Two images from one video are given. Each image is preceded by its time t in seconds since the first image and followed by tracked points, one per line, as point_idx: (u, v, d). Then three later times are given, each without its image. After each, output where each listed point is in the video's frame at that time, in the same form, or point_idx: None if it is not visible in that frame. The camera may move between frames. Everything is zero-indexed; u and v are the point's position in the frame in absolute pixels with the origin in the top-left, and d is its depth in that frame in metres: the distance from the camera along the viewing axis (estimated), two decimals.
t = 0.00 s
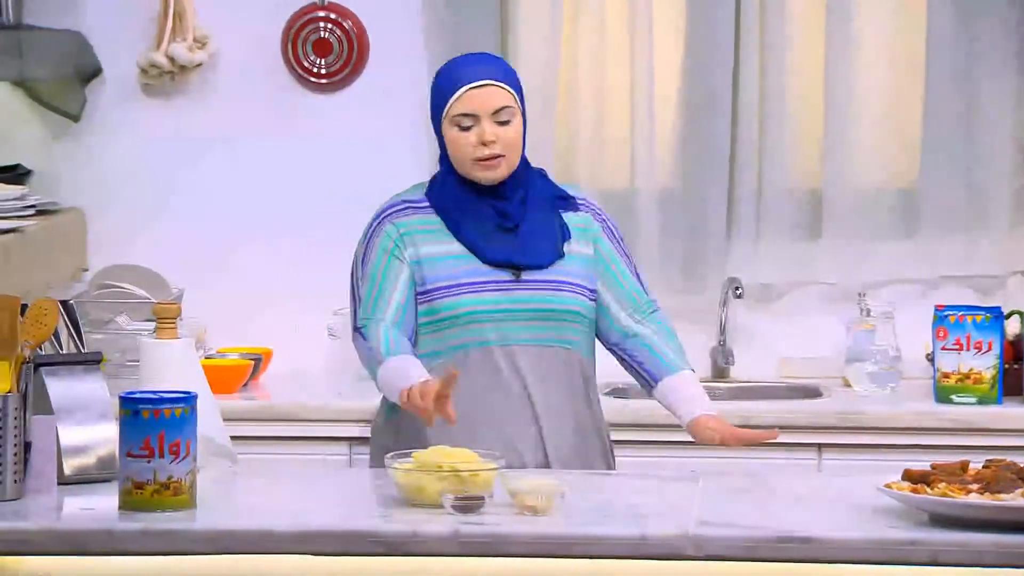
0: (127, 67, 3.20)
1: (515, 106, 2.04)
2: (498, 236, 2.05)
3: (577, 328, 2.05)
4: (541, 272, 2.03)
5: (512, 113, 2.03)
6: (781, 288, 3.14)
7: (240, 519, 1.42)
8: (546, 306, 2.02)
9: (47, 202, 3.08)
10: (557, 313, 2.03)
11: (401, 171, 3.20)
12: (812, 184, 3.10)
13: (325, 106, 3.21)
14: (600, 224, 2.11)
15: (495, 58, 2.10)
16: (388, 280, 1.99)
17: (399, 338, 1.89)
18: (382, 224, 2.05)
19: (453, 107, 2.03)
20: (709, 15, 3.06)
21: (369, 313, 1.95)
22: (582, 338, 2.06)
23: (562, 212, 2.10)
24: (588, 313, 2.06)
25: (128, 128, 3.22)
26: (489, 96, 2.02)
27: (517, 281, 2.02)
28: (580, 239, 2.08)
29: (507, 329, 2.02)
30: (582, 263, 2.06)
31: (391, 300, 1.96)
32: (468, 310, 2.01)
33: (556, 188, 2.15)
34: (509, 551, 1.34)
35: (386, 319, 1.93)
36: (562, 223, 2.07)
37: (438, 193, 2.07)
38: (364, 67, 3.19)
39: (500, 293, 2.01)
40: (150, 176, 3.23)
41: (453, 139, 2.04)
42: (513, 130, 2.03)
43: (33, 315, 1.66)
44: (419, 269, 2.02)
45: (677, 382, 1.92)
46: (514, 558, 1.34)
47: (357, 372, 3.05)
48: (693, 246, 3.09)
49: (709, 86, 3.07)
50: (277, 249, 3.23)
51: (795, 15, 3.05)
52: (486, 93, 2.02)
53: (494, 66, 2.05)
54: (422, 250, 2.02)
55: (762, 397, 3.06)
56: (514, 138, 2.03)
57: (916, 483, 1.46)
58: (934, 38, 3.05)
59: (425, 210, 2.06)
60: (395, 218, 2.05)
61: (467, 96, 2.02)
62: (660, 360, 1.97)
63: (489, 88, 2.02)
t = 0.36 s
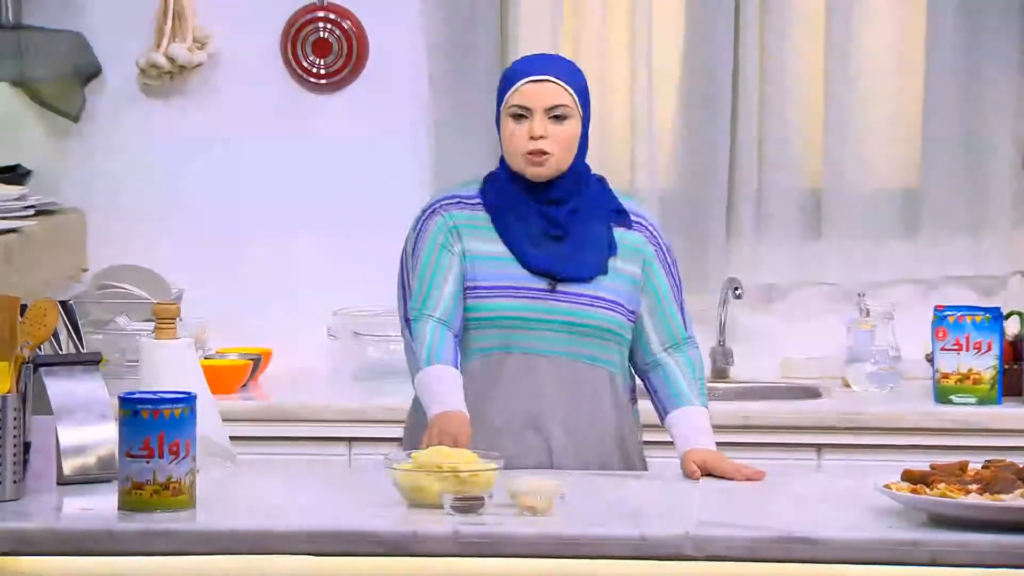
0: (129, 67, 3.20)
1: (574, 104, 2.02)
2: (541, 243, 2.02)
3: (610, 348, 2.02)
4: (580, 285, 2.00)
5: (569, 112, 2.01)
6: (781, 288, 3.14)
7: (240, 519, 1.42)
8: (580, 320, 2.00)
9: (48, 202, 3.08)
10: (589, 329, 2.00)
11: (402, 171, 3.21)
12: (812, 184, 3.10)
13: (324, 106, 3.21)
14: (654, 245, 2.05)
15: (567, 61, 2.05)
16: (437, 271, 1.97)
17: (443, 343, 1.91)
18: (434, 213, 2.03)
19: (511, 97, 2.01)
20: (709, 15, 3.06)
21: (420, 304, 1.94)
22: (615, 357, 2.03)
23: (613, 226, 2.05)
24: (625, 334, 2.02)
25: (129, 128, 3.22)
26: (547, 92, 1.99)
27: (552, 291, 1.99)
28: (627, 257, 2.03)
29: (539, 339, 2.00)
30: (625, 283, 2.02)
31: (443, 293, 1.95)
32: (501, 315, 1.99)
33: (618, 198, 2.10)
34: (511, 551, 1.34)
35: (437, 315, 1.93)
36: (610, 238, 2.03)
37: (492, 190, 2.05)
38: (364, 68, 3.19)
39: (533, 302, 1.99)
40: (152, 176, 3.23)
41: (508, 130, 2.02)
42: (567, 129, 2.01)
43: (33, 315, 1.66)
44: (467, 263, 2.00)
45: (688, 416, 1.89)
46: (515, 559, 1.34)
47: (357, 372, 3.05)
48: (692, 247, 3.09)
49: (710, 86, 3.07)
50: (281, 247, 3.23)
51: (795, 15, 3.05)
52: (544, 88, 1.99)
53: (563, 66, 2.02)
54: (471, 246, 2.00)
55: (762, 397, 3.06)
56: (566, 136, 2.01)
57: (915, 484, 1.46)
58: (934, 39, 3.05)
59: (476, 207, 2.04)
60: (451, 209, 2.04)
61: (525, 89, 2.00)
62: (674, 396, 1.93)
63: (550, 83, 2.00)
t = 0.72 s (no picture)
0: (118, 67, 3.20)
1: (609, 121, 2.00)
2: (561, 253, 2.01)
3: (624, 363, 2.01)
4: (596, 300, 1.98)
5: (602, 128, 1.99)
6: (771, 288, 3.14)
7: (230, 519, 1.42)
8: (594, 334, 1.99)
9: (37, 202, 3.08)
10: (603, 343, 1.99)
11: (394, 172, 3.21)
12: (802, 184, 3.10)
13: (313, 106, 3.21)
14: (682, 265, 2.02)
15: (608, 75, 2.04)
16: (456, 271, 1.98)
17: (451, 343, 1.92)
18: (460, 213, 2.04)
19: (546, 108, 2.00)
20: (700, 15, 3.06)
21: (435, 302, 1.95)
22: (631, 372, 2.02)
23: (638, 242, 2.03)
24: (642, 351, 2.01)
25: (120, 128, 3.21)
26: (582, 107, 1.98)
27: (566, 302, 1.98)
28: (650, 275, 2.01)
29: (549, 349, 2.00)
30: (645, 301, 2.01)
31: (460, 292, 1.96)
32: (513, 322, 1.99)
33: (651, 212, 2.07)
34: (501, 551, 1.34)
35: (449, 315, 1.94)
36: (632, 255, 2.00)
37: (522, 194, 2.05)
38: (354, 68, 3.19)
39: (545, 312, 1.98)
40: (145, 177, 3.23)
41: (540, 141, 2.00)
42: (599, 146, 1.99)
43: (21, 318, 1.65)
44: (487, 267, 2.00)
45: (688, 421, 1.92)
46: (506, 559, 1.34)
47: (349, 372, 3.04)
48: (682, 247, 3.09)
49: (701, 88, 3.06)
50: (272, 249, 3.23)
51: (784, 15, 3.05)
52: (580, 103, 1.98)
53: (598, 82, 2.01)
54: (493, 250, 2.01)
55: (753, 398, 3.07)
56: (597, 153, 1.99)
57: (904, 484, 1.46)
58: (925, 38, 3.06)
59: (502, 211, 2.04)
60: (478, 209, 2.04)
61: (561, 102, 1.99)
62: (683, 401, 1.97)
63: (586, 98, 1.98)
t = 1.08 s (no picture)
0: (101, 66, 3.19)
1: (607, 139, 1.97)
2: (561, 258, 2.01)
3: (625, 366, 2.01)
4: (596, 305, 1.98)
5: (601, 149, 1.96)
6: (756, 288, 3.14)
7: (214, 520, 1.42)
8: (593, 338, 1.99)
9: (20, 202, 3.07)
10: (603, 347, 1.99)
11: (380, 172, 3.20)
12: (785, 186, 3.10)
13: (298, 107, 3.21)
14: (685, 269, 2.02)
15: (611, 83, 2.02)
16: (462, 269, 1.97)
17: (452, 341, 1.93)
18: (464, 213, 2.03)
19: (545, 126, 1.96)
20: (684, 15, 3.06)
21: (438, 301, 1.95)
22: (632, 374, 2.03)
23: (640, 245, 2.02)
24: (644, 354, 2.01)
25: (105, 128, 3.21)
26: (581, 130, 1.94)
27: (565, 307, 1.98)
28: (651, 279, 2.01)
29: (549, 352, 2.00)
30: (646, 305, 2.00)
31: (462, 292, 1.96)
32: (514, 324, 1.99)
33: (656, 214, 2.07)
34: (484, 551, 1.34)
35: (452, 313, 1.94)
36: (633, 259, 2.00)
37: (524, 196, 2.04)
38: (339, 67, 3.19)
39: (544, 316, 1.98)
40: (130, 178, 3.22)
41: (538, 158, 1.98)
42: (597, 165, 1.97)
43: (9, 316, 1.69)
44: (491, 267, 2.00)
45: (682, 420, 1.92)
46: (489, 558, 1.34)
47: (334, 373, 3.04)
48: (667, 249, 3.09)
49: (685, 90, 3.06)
50: (261, 251, 3.23)
51: (769, 15, 3.05)
52: (578, 126, 1.94)
53: (596, 97, 1.97)
54: (497, 251, 2.00)
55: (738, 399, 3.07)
56: (595, 172, 1.97)
57: (888, 484, 1.46)
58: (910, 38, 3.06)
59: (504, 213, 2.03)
60: (482, 210, 2.03)
61: (560, 122, 1.95)
62: (678, 401, 1.98)
63: (584, 120, 1.95)
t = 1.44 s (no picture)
0: (85, 65, 3.19)
1: (596, 130, 1.97)
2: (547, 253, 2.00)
3: (609, 361, 2.01)
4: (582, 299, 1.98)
5: (590, 139, 1.96)
6: (741, 288, 3.15)
7: (199, 519, 1.42)
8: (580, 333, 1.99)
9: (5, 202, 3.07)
10: (588, 342, 1.99)
11: (365, 172, 3.20)
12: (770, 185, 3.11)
13: (283, 106, 3.20)
14: (668, 264, 2.03)
15: (597, 76, 2.02)
16: (444, 269, 1.97)
17: (436, 342, 1.91)
18: (448, 210, 2.02)
19: (534, 117, 1.96)
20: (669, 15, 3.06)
21: (420, 301, 1.94)
22: (615, 369, 2.03)
23: (624, 239, 2.03)
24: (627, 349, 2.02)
25: (90, 127, 3.21)
26: (570, 120, 1.94)
27: (552, 302, 1.98)
28: (635, 273, 2.02)
29: (535, 348, 2.00)
30: (630, 299, 2.01)
31: (445, 290, 1.95)
32: (500, 321, 1.99)
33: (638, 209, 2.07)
34: (469, 552, 1.34)
35: (434, 313, 1.93)
36: (618, 253, 2.00)
37: (509, 190, 2.04)
38: (324, 66, 3.19)
39: (531, 312, 1.98)
40: (114, 177, 3.22)
41: (527, 150, 1.97)
42: (586, 156, 1.97)
43: None
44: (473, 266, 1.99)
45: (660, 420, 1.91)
46: (475, 558, 1.34)
47: (319, 373, 3.04)
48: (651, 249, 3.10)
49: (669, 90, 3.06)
50: (246, 249, 3.23)
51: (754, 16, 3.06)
52: (568, 116, 1.94)
53: (586, 87, 1.98)
54: (480, 249, 1.99)
55: (721, 398, 3.08)
56: (584, 163, 1.97)
57: (872, 484, 1.46)
58: (895, 38, 3.06)
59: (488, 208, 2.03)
60: (465, 207, 2.03)
61: (550, 113, 1.95)
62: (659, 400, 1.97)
63: (574, 110, 1.95)
